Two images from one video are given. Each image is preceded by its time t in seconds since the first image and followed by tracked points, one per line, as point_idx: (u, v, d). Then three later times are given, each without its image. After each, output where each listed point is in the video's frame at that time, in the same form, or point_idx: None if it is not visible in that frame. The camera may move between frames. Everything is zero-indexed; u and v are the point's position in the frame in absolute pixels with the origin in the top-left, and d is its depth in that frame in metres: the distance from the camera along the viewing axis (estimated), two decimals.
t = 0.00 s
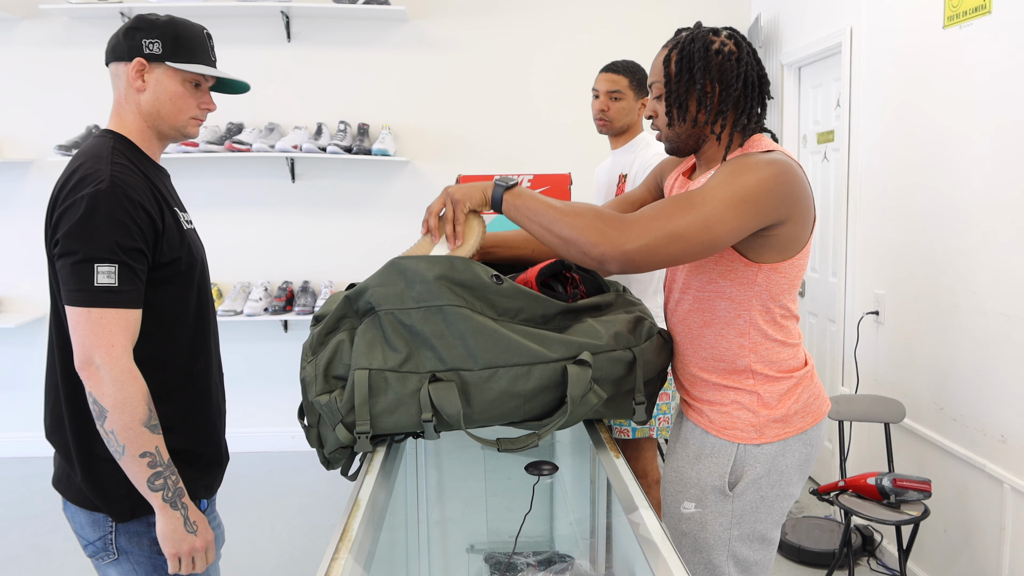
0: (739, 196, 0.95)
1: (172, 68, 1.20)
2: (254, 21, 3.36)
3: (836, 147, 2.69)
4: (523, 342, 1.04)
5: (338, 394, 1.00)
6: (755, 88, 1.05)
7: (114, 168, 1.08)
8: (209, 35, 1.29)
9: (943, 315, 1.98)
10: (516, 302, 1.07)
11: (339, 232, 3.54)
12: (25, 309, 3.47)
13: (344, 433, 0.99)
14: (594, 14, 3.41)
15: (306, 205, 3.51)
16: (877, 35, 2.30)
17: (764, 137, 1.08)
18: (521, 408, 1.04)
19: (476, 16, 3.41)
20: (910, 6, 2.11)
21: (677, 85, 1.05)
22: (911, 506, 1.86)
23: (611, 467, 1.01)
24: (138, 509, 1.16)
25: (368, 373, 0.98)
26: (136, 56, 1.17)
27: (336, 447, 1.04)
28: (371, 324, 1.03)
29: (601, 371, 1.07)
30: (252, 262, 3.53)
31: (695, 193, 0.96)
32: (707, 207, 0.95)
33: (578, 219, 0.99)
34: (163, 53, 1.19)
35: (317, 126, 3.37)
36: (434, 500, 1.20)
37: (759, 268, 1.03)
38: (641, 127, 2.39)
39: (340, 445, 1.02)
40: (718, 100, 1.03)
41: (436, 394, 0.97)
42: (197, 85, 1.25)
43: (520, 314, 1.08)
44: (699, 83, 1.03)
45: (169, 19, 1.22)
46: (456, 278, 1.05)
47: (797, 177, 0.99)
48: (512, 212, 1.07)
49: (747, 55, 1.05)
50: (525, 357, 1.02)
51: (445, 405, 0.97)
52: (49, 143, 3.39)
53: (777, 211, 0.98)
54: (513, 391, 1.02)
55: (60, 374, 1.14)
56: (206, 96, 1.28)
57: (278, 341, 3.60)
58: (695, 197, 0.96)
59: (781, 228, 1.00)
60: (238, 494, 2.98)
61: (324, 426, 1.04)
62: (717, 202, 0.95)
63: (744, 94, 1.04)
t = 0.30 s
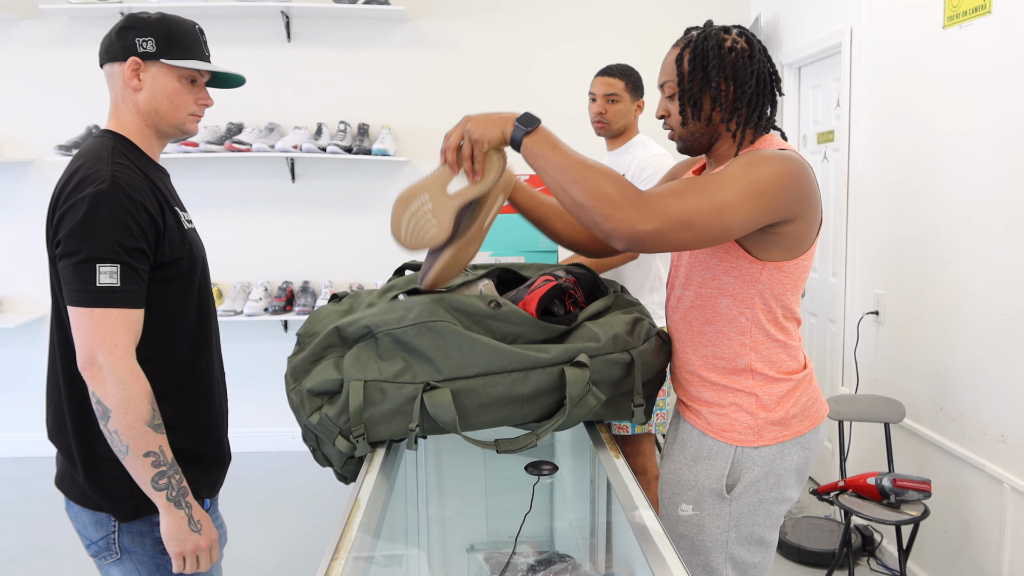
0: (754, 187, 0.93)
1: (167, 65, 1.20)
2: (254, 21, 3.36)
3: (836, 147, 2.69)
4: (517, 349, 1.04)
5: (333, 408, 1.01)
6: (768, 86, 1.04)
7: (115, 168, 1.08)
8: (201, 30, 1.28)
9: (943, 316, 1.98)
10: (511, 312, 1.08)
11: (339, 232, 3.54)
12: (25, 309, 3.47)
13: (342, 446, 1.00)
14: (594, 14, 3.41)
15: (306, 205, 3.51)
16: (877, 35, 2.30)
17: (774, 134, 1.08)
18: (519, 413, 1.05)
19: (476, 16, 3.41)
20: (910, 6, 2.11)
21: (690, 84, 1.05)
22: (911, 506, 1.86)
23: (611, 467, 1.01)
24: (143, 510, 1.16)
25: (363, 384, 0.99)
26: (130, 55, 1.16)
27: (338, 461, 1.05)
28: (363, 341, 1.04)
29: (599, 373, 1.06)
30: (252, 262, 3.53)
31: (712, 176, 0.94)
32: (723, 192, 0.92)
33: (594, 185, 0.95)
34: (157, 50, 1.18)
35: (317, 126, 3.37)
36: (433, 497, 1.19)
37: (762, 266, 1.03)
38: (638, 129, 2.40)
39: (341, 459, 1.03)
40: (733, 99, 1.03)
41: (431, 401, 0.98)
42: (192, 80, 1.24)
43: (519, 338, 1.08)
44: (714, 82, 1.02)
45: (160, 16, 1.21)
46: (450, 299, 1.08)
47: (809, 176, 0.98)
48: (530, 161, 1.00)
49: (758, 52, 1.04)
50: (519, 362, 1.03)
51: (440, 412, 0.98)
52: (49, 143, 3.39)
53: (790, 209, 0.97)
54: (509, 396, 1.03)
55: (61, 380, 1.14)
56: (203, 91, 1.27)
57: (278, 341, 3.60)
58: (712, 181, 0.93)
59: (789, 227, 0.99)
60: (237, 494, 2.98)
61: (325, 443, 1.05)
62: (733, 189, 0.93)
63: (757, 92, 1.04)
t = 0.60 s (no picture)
0: (759, 219, 0.92)
1: (164, 62, 1.19)
2: (254, 21, 3.36)
3: (836, 147, 2.68)
4: (515, 351, 1.04)
5: (330, 413, 1.02)
6: (780, 90, 1.04)
7: (117, 168, 1.08)
8: (193, 25, 1.27)
9: (942, 316, 1.98)
10: (509, 316, 1.08)
11: (339, 232, 3.54)
12: (25, 308, 3.47)
13: (343, 450, 1.00)
14: (594, 14, 3.41)
15: (306, 205, 3.51)
16: (877, 35, 2.30)
17: (783, 139, 1.08)
18: (518, 414, 1.05)
19: (476, 16, 3.40)
20: (909, 7, 2.11)
21: (700, 82, 1.05)
22: (911, 506, 1.86)
23: (611, 467, 1.01)
24: (146, 510, 1.16)
25: (361, 389, 0.99)
26: (127, 54, 1.16)
27: (340, 466, 1.05)
28: (362, 347, 1.04)
29: (598, 373, 1.06)
30: (252, 262, 3.53)
31: (718, 220, 0.92)
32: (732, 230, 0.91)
33: (625, 264, 0.92)
34: (153, 48, 1.18)
35: (317, 126, 3.37)
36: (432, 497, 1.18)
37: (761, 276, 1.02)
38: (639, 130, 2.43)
39: (342, 463, 1.04)
40: (742, 99, 1.03)
41: (430, 403, 0.98)
42: (190, 75, 1.24)
43: (520, 343, 1.08)
44: (725, 81, 1.03)
45: (152, 13, 1.20)
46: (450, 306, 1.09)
47: (814, 193, 0.98)
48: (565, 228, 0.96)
49: (772, 56, 1.04)
50: (517, 364, 1.03)
51: (438, 414, 0.98)
52: (49, 143, 3.39)
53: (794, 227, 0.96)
54: (508, 397, 1.03)
55: (62, 383, 1.14)
56: (201, 86, 1.27)
57: (278, 341, 3.60)
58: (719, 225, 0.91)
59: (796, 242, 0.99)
60: (237, 494, 2.98)
61: (325, 448, 1.05)
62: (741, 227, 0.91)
63: (768, 95, 1.04)
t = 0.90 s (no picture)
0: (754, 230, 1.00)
1: (163, 61, 1.19)
2: (254, 20, 3.36)
3: (836, 147, 2.68)
4: (515, 351, 1.04)
5: (330, 413, 1.02)
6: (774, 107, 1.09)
7: (117, 168, 1.08)
8: (190, 23, 1.28)
9: (942, 315, 1.98)
10: (510, 316, 1.08)
11: (339, 232, 3.54)
12: (25, 308, 3.47)
13: (344, 451, 1.00)
14: (594, 14, 3.41)
15: (306, 205, 3.51)
16: (877, 35, 2.30)
17: (775, 151, 1.12)
18: (519, 413, 1.05)
19: (476, 16, 3.41)
20: (909, 7, 2.11)
21: (698, 90, 1.11)
22: (911, 506, 1.86)
23: (611, 467, 1.01)
24: (147, 510, 1.16)
25: (361, 389, 0.99)
26: (126, 54, 1.16)
27: (341, 466, 1.06)
28: (362, 347, 1.05)
29: (598, 372, 1.06)
30: (252, 262, 3.53)
31: (716, 235, 0.99)
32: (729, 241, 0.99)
33: (646, 290, 1.03)
34: (152, 47, 1.17)
35: (317, 126, 3.37)
36: (433, 495, 1.18)
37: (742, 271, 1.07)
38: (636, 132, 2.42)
39: (342, 463, 1.04)
40: (735, 107, 1.08)
41: (430, 404, 0.98)
42: (189, 74, 1.23)
43: (520, 342, 1.08)
44: (720, 90, 1.08)
45: (149, 12, 1.20)
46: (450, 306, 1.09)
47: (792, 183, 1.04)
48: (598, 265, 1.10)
49: (770, 73, 1.09)
50: (517, 364, 1.03)
51: (439, 414, 0.98)
52: (49, 143, 3.39)
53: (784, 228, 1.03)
54: (509, 397, 1.03)
55: (62, 384, 1.14)
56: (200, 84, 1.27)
57: (278, 341, 3.60)
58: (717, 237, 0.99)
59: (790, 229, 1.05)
60: (237, 495, 2.98)
61: (325, 448, 1.05)
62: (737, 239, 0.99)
63: (762, 108, 1.08)
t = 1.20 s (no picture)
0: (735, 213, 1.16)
1: (165, 61, 1.20)
2: (254, 20, 3.36)
3: (836, 147, 2.68)
4: (515, 351, 1.05)
5: (330, 413, 1.02)
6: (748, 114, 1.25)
7: (118, 168, 1.08)
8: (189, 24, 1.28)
9: (942, 314, 1.99)
10: (510, 316, 1.08)
11: (339, 232, 3.54)
12: (25, 309, 3.47)
13: (343, 451, 1.00)
14: (594, 14, 3.41)
15: (306, 205, 3.51)
16: (877, 34, 2.30)
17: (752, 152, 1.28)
18: (519, 413, 1.05)
19: (477, 16, 3.41)
20: (909, 7, 2.11)
21: (678, 107, 1.27)
22: (911, 506, 1.86)
23: (611, 467, 1.01)
24: (147, 510, 1.16)
25: (360, 389, 0.99)
26: (129, 53, 1.16)
27: (341, 466, 1.05)
28: (361, 347, 1.05)
29: (598, 373, 1.06)
30: (252, 262, 3.53)
31: (708, 226, 1.15)
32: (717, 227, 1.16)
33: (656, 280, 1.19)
34: (155, 47, 1.18)
35: (317, 126, 3.37)
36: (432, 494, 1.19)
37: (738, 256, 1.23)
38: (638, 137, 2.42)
39: (342, 463, 1.03)
40: (712, 119, 1.24)
41: (429, 404, 0.98)
42: (189, 75, 1.24)
43: (520, 342, 1.09)
44: (696, 104, 1.24)
45: (151, 13, 1.20)
46: (450, 306, 1.09)
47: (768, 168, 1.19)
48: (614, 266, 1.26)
49: (740, 83, 1.24)
50: (517, 365, 1.03)
51: (438, 414, 0.98)
52: (48, 143, 3.39)
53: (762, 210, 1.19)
54: (509, 397, 1.03)
55: (62, 385, 1.14)
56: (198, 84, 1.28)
57: (278, 341, 3.60)
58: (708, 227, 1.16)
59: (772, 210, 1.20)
60: (237, 495, 2.98)
61: (325, 448, 1.05)
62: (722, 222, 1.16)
63: (735, 117, 1.25)
